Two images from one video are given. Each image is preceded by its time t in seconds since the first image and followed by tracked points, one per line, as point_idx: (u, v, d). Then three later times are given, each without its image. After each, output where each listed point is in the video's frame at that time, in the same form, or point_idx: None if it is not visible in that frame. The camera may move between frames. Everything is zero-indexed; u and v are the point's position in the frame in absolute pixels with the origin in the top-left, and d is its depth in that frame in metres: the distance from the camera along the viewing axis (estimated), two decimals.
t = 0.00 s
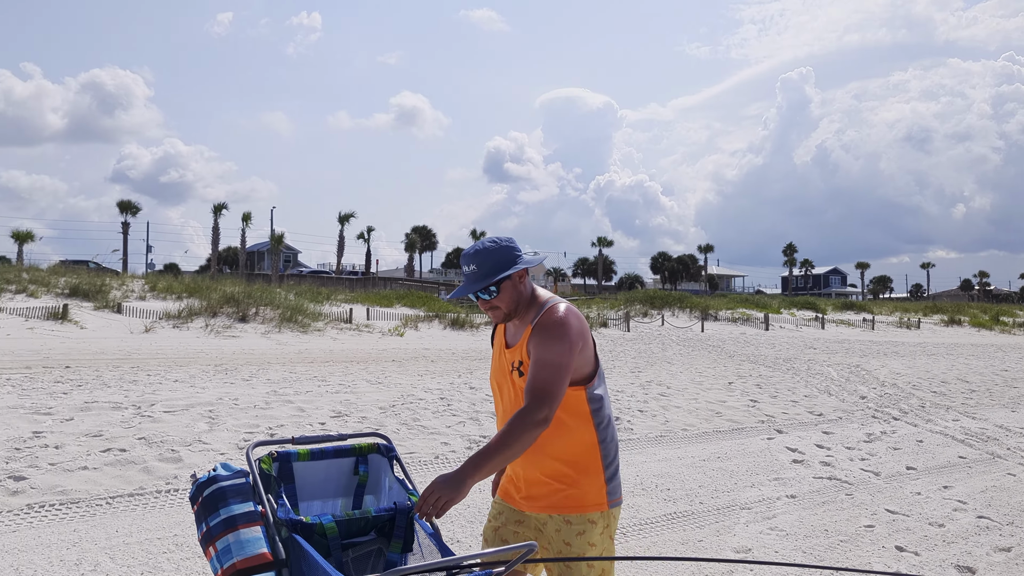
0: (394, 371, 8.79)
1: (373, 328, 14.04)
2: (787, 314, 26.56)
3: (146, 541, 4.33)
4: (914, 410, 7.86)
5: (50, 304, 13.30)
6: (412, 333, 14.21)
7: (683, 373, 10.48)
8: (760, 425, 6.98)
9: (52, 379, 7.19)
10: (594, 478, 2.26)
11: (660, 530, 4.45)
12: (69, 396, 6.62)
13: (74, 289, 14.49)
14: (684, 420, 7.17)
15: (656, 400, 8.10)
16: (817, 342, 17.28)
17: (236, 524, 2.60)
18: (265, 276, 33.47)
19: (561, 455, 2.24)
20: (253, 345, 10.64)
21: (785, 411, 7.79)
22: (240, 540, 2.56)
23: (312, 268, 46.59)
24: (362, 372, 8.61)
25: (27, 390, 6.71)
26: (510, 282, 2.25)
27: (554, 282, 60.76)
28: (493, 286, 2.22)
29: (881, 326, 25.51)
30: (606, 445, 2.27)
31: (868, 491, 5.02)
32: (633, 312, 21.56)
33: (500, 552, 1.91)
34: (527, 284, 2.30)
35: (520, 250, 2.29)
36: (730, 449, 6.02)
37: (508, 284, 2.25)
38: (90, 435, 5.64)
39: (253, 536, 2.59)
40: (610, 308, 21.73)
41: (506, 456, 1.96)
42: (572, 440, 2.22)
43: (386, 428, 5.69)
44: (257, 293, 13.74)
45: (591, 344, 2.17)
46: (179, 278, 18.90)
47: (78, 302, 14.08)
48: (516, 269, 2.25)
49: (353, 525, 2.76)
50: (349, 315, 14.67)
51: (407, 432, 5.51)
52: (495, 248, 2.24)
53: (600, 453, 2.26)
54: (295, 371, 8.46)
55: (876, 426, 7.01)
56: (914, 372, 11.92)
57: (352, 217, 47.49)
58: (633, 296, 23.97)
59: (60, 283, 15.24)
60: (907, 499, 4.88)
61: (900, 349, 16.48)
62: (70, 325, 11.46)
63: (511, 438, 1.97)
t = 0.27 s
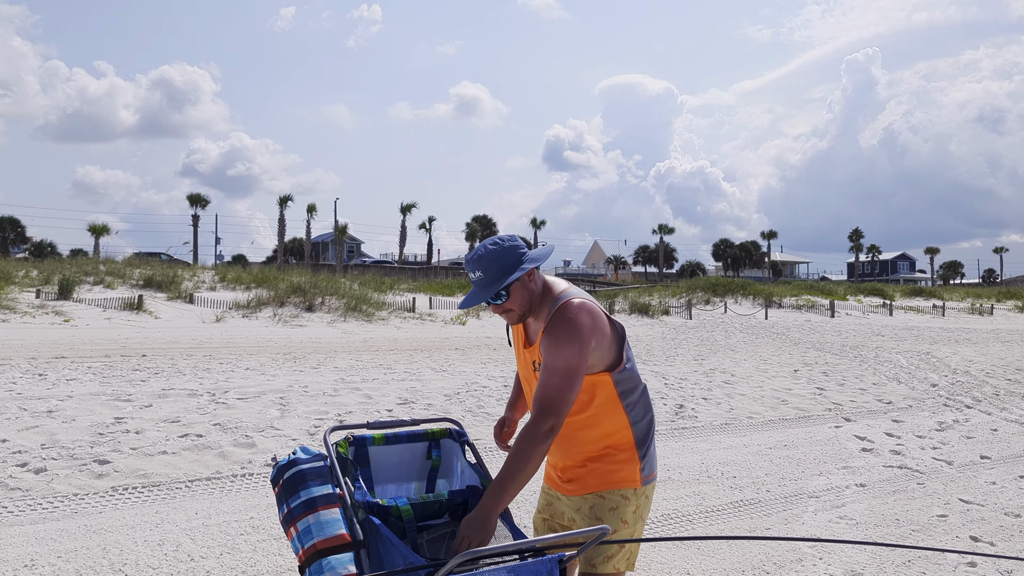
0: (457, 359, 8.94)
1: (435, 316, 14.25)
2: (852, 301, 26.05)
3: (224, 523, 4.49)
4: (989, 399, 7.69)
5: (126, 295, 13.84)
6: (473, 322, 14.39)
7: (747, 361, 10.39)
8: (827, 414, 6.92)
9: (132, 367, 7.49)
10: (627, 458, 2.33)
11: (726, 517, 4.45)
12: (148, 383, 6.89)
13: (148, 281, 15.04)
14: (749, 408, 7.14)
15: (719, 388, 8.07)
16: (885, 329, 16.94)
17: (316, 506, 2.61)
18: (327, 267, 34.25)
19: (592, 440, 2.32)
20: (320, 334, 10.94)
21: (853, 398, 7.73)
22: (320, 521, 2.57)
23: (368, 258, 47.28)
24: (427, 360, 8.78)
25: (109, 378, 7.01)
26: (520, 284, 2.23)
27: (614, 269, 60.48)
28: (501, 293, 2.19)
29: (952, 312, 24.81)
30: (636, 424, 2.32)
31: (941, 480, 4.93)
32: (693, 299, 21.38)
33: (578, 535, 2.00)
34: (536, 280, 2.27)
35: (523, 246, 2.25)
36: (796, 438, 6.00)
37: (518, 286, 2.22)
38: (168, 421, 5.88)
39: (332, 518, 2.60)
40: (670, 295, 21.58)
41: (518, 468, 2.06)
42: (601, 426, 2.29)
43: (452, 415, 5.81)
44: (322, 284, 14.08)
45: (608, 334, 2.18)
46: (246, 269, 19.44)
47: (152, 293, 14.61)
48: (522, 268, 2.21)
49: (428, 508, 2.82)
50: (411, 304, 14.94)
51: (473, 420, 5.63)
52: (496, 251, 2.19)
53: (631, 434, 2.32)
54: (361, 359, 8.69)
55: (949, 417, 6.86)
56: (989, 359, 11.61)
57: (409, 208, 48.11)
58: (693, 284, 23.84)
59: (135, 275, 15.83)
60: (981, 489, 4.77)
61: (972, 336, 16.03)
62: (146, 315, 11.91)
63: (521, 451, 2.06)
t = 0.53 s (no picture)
0: (488, 351, 8.99)
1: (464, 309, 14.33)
2: (885, 292, 25.72)
3: (261, 511, 4.57)
4: None
5: (162, 288, 14.07)
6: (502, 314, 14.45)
7: (779, 353, 10.33)
8: (862, 406, 6.88)
9: (170, 359, 7.63)
10: (648, 469, 2.38)
11: (760, 508, 4.45)
12: (186, 375, 7.02)
13: (183, 274, 15.27)
14: (782, 401, 7.11)
15: (752, 381, 8.04)
16: (920, 321, 16.72)
17: (355, 493, 2.64)
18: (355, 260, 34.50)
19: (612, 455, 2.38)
20: (352, 327, 11.05)
21: (888, 391, 7.67)
22: (359, 508, 2.60)
23: (395, 252, 47.53)
24: (459, 353, 8.85)
25: (148, 370, 7.15)
26: (526, 306, 2.24)
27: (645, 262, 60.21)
28: (508, 318, 2.22)
29: (989, 304, 24.40)
30: (657, 435, 2.34)
31: (979, 474, 4.89)
32: (723, 292, 21.25)
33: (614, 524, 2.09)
34: (543, 297, 2.27)
35: (525, 260, 2.27)
36: (831, 430, 5.97)
37: (524, 308, 2.24)
38: (206, 412, 5.98)
39: (370, 505, 2.62)
40: (700, 288, 21.47)
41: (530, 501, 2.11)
42: (618, 442, 2.34)
43: (485, 406, 5.86)
44: (353, 277, 14.20)
45: (615, 353, 2.13)
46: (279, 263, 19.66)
47: (187, 287, 14.83)
48: (528, 283, 2.23)
49: (463, 497, 2.84)
50: (440, 296, 15.03)
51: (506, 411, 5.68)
52: (496, 273, 2.20)
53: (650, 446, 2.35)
54: (393, 352, 8.77)
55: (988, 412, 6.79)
56: None
57: (436, 201, 48.27)
58: (723, 276, 23.70)
59: (170, 269, 16.08)
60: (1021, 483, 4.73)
61: (1010, 328, 15.76)
62: (181, 308, 12.10)
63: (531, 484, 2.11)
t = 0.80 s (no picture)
0: (498, 338, 9.01)
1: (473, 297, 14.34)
2: (896, 280, 25.61)
3: (273, 495, 4.60)
4: None
5: (172, 276, 14.13)
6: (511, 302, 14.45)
7: (790, 340, 10.32)
8: (872, 393, 6.89)
9: (181, 345, 7.67)
10: (664, 454, 2.54)
11: (770, 493, 4.47)
12: (197, 361, 7.06)
13: (193, 261, 15.32)
14: (792, 387, 7.12)
15: (762, 367, 8.04)
16: (931, 309, 16.65)
17: (365, 475, 2.68)
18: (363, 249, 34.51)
19: (629, 443, 2.51)
20: (361, 314, 11.07)
21: (898, 378, 7.67)
22: (369, 490, 2.64)
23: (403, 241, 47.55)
24: (468, 340, 8.87)
25: (159, 356, 7.19)
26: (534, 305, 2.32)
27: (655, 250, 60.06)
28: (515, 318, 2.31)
29: (1000, 292, 24.28)
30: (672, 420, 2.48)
31: (989, 459, 4.90)
32: (733, 280, 21.18)
33: (622, 504, 2.24)
34: (551, 294, 2.36)
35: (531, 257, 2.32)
36: (841, 416, 5.99)
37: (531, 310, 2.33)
38: (217, 397, 6.03)
39: (380, 487, 2.66)
40: (710, 276, 21.41)
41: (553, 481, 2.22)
42: (636, 429, 2.47)
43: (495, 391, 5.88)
44: (362, 264, 14.22)
45: (639, 339, 2.25)
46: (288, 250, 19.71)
47: (197, 274, 14.88)
48: (534, 283, 2.29)
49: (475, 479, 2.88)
50: (449, 284, 15.04)
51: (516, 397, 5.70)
52: (495, 270, 2.28)
53: (666, 433, 2.49)
54: (403, 339, 8.80)
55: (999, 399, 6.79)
56: None
57: (444, 190, 48.23)
58: (732, 264, 23.63)
59: (180, 256, 16.14)
60: None
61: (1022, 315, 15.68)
62: (191, 295, 12.15)
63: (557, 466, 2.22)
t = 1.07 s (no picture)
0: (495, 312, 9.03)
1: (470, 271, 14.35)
2: (894, 254, 25.63)
3: (270, 466, 4.63)
4: None
5: (168, 251, 14.09)
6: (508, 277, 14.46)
7: (786, 314, 10.36)
8: (867, 365, 6.97)
9: (177, 320, 7.67)
10: (664, 425, 2.60)
11: (766, 463, 4.55)
12: (193, 335, 7.06)
13: (189, 236, 15.27)
14: (788, 360, 7.17)
15: (758, 340, 8.08)
16: (928, 283, 16.69)
17: (362, 443, 2.67)
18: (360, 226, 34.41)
19: (630, 414, 2.56)
20: (358, 289, 11.07)
21: (894, 350, 7.73)
22: (365, 458, 2.63)
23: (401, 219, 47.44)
24: (465, 314, 8.88)
25: (156, 330, 7.19)
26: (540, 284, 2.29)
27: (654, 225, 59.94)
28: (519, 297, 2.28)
29: (998, 267, 24.33)
30: (673, 388, 2.57)
31: (982, 430, 4.94)
32: (731, 255, 21.17)
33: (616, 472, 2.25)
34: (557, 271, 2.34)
35: (538, 232, 2.27)
36: (836, 389, 6.03)
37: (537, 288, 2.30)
38: (214, 370, 6.04)
39: (375, 455, 2.65)
40: (707, 251, 21.39)
41: (571, 448, 2.29)
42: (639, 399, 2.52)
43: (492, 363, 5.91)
44: (358, 239, 14.19)
45: (648, 307, 2.35)
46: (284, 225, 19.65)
47: (193, 249, 14.84)
48: (541, 259, 2.26)
49: (467, 447, 2.93)
50: (446, 259, 15.04)
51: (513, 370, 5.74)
52: (499, 249, 2.24)
53: (667, 402, 2.57)
54: (400, 313, 8.81)
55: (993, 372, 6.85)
56: None
57: (442, 166, 48.05)
58: (730, 238, 23.61)
59: (175, 231, 16.09)
60: None
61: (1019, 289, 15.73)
62: (187, 270, 12.12)
63: (575, 433, 2.29)
